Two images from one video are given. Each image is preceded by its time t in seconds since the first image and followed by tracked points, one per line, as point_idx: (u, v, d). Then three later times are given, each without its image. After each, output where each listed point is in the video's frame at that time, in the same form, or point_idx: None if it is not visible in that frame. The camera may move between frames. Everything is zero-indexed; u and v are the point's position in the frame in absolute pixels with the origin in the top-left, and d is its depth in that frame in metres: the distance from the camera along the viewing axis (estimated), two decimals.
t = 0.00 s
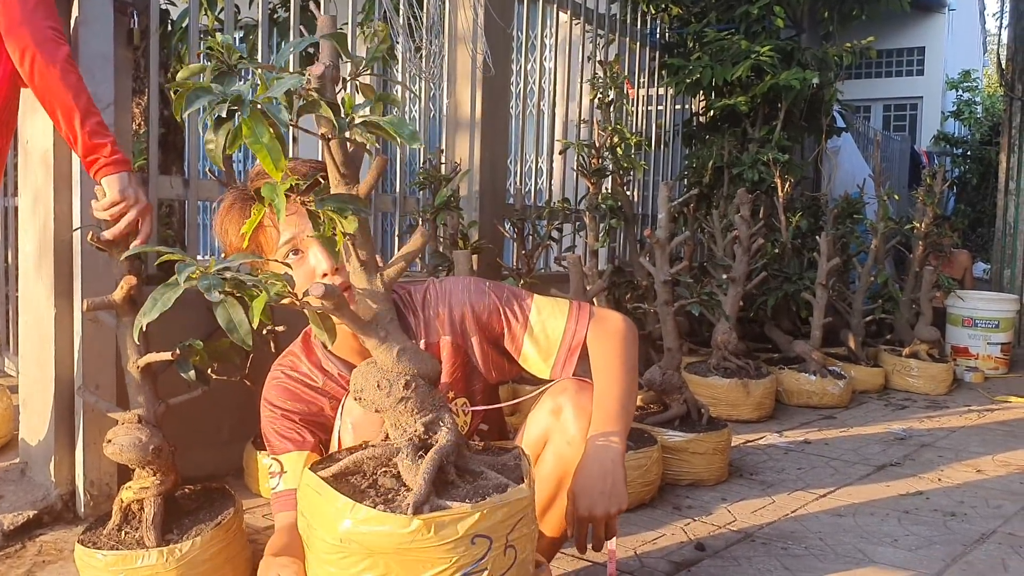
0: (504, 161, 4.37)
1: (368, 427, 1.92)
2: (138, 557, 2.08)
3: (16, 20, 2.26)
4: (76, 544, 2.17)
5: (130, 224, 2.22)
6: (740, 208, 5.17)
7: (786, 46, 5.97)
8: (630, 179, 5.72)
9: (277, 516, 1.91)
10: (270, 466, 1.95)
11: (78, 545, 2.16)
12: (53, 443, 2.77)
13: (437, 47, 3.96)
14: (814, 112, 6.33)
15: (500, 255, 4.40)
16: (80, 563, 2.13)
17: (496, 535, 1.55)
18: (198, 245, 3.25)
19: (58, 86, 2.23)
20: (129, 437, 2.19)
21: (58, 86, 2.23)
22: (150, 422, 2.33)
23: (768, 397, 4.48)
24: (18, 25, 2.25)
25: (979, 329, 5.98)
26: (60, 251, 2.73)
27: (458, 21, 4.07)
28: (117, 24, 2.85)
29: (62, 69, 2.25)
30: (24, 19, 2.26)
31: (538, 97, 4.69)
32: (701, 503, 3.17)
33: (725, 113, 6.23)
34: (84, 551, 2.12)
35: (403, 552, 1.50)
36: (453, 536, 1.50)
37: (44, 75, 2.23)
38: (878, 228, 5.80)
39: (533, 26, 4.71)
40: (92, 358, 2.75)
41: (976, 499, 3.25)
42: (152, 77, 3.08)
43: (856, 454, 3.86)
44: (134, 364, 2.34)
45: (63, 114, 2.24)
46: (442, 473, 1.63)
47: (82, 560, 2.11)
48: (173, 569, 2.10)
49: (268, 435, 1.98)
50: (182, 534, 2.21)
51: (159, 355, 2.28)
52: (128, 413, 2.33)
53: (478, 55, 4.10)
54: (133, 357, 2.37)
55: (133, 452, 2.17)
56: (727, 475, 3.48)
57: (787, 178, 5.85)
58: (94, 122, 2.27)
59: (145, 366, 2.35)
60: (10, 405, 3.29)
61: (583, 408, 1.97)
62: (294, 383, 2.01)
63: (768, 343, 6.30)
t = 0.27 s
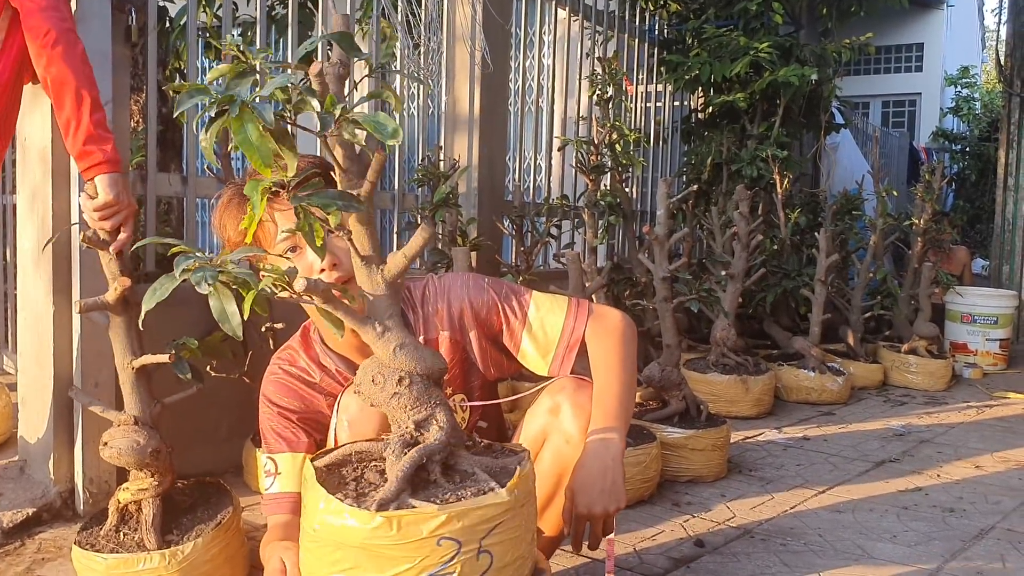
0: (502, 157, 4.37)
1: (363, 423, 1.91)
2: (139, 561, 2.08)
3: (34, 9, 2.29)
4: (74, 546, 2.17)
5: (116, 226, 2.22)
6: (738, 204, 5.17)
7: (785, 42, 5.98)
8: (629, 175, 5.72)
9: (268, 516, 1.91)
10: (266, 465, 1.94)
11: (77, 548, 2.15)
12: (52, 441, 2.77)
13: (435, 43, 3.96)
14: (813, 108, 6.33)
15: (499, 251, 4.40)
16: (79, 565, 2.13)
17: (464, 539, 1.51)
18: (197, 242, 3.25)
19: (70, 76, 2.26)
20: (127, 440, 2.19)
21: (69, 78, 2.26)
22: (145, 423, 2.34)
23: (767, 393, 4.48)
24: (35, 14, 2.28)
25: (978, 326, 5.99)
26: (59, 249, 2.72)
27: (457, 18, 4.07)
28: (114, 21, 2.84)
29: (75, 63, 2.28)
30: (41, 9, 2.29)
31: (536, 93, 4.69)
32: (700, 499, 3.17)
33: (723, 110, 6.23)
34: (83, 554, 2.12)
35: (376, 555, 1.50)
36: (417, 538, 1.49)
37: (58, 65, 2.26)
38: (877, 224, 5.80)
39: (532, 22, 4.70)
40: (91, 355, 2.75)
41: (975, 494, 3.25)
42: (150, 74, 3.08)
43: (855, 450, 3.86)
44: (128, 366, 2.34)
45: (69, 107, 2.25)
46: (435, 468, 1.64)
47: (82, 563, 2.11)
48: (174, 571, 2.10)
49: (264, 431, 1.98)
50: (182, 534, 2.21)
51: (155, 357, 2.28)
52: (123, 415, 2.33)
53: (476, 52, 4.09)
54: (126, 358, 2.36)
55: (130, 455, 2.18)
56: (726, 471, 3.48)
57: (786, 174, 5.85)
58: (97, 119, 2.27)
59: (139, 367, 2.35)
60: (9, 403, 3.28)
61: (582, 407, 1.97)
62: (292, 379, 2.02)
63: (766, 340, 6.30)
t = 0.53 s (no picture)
0: (501, 154, 4.36)
1: (361, 421, 1.90)
2: (151, 560, 2.08)
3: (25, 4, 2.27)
4: (71, 554, 2.11)
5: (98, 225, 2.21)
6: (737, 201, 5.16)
7: (783, 39, 5.98)
8: (627, 172, 5.72)
9: (267, 514, 2.00)
10: (263, 462, 1.99)
11: (72, 556, 2.09)
12: (50, 439, 2.77)
13: (433, 40, 3.95)
14: (811, 105, 6.33)
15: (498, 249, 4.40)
16: (80, 572, 2.07)
17: (391, 542, 1.49)
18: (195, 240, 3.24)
19: (56, 75, 2.21)
20: (127, 440, 2.19)
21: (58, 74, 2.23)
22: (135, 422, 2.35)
23: (766, 390, 4.49)
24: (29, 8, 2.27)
25: (976, 322, 6.00)
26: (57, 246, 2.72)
27: (455, 15, 4.06)
28: (112, 19, 2.82)
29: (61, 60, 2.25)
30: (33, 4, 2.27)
31: (535, 90, 4.69)
32: (699, 496, 3.18)
33: (722, 107, 6.23)
34: (82, 561, 2.07)
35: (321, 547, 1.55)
36: (343, 531, 1.51)
37: (44, 62, 2.21)
38: (875, 221, 5.79)
39: (530, 19, 4.70)
40: (89, 353, 2.75)
41: (973, 491, 3.26)
42: (148, 71, 3.07)
43: (853, 447, 3.87)
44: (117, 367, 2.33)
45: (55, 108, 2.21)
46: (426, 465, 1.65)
47: (84, 570, 2.06)
48: (183, 568, 2.11)
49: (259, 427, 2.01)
50: (184, 530, 2.23)
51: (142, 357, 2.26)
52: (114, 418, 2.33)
53: (475, 48, 4.09)
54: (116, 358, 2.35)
55: (134, 453, 2.18)
56: (725, 468, 3.48)
57: (784, 171, 5.85)
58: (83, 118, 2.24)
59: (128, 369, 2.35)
60: (7, 401, 3.28)
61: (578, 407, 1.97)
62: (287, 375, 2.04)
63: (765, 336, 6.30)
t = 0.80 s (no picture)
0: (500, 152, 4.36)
1: (358, 418, 1.88)
2: (155, 546, 2.08)
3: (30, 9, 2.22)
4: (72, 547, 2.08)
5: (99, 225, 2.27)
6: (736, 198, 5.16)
7: (782, 36, 5.98)
8: (626, 169, 5.72)
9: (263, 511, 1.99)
10: (259, 461, 1.99)
11: (73, 548, 2.07)
12: (49, 436, 2.77)
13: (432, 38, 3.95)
14: (810, 102, 6.33)
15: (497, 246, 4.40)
16: (83, 563, 2.04)
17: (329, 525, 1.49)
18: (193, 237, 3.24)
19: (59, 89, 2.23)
20: (128, 429, 2.18)
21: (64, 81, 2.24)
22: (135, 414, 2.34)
23: (764, 387, 4.49)
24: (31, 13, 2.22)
25: (975, 319, 6.00)
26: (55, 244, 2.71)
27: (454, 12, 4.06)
28: (111, 17, 2.82)
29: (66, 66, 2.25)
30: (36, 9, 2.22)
31: (534, 88, 4.68)
32: (698, 493, 3.18)
33: (720, 104, 6.23)
34: (84, 552, 2.05)
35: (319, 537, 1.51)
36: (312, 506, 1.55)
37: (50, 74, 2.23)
38: (874, 218, 5.79)
39: (529, 16, 4.70)
40: (87, 350, 2.75)
41: (972, 487, 3.26)
42: (146, 69, 3.07)
43: (852, 444, 3.87)
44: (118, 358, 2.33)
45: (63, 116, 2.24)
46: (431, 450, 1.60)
47: (87, 560, 2.04)
48: (187, 552, 2.12)
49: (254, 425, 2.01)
50: (184, 520, 2.24)
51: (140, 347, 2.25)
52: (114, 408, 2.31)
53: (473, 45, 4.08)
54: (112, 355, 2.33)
55: (135, 441, 2.17)
56: (724, 465, 3.48)
57: (783, 168, 5.85)
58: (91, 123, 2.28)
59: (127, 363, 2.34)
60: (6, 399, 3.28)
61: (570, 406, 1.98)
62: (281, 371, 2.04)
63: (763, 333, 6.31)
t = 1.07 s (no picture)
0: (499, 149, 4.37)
1: (356, 415, 1.88)
2: (156, 544, 2.09)
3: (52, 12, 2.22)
4: (73, 546, 2.08)
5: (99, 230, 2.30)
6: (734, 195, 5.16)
7: (781, 33, 5.98)
8: (625, 166, 5.72)
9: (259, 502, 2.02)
10: (255, 454, 2.02)
11: (73, 547, 2.07)
12: (49, 434, 2.77)
13: (431, 34, 3.95)
14: (809, 99, 6.33)
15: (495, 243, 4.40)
16: (83, 561, 2.05)
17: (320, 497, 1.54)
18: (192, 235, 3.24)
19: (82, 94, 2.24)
20: (129, 428, 2.18)
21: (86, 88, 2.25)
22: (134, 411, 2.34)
23: (763, 384, 4.49)
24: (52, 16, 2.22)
25: (973, 316, 6.01)
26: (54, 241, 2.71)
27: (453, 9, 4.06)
28: (110, 14, 2.81)
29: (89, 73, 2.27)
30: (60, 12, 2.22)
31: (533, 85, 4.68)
32: (697, 489, 3.19)
33: (719, 101, 6.23)
34: (84, 551, 2.05)
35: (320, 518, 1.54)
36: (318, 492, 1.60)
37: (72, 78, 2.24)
38: (873, 215, 5.79)
39: (527, 13, 4.69)
40: (87, 348, 2.75)
41: (970, 484, 3.27)
42: (144, 66, 3.07)
43: (850, 441, 3.88)
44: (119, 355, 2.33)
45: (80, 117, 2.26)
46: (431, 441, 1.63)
47: (87, 558, 2.05)
48: (188, 550, 2.13)
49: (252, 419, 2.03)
50: (186, 517, 2.24)
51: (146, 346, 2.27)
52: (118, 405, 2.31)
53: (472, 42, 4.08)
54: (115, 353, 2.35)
55: (136, 440, 2.17)
56: (722, 462, 3.49)
57: (782, 165, 5.85)
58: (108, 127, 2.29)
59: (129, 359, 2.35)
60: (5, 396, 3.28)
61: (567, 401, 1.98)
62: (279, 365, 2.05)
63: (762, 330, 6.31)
